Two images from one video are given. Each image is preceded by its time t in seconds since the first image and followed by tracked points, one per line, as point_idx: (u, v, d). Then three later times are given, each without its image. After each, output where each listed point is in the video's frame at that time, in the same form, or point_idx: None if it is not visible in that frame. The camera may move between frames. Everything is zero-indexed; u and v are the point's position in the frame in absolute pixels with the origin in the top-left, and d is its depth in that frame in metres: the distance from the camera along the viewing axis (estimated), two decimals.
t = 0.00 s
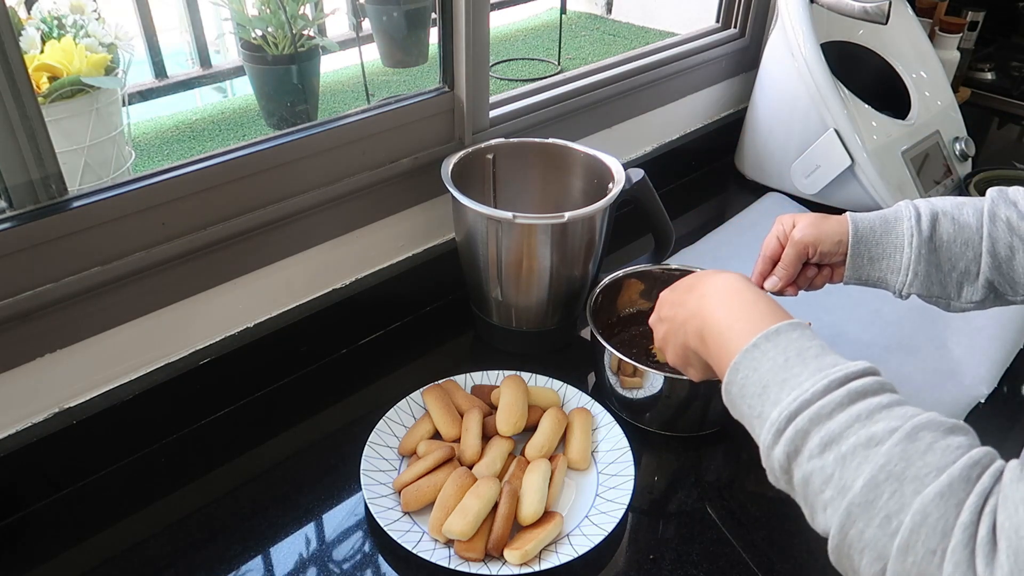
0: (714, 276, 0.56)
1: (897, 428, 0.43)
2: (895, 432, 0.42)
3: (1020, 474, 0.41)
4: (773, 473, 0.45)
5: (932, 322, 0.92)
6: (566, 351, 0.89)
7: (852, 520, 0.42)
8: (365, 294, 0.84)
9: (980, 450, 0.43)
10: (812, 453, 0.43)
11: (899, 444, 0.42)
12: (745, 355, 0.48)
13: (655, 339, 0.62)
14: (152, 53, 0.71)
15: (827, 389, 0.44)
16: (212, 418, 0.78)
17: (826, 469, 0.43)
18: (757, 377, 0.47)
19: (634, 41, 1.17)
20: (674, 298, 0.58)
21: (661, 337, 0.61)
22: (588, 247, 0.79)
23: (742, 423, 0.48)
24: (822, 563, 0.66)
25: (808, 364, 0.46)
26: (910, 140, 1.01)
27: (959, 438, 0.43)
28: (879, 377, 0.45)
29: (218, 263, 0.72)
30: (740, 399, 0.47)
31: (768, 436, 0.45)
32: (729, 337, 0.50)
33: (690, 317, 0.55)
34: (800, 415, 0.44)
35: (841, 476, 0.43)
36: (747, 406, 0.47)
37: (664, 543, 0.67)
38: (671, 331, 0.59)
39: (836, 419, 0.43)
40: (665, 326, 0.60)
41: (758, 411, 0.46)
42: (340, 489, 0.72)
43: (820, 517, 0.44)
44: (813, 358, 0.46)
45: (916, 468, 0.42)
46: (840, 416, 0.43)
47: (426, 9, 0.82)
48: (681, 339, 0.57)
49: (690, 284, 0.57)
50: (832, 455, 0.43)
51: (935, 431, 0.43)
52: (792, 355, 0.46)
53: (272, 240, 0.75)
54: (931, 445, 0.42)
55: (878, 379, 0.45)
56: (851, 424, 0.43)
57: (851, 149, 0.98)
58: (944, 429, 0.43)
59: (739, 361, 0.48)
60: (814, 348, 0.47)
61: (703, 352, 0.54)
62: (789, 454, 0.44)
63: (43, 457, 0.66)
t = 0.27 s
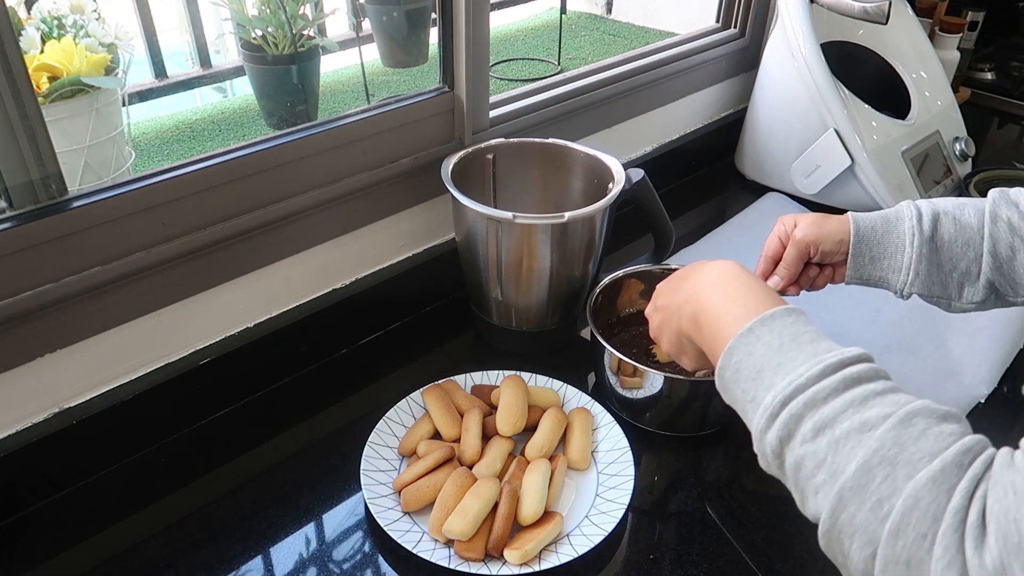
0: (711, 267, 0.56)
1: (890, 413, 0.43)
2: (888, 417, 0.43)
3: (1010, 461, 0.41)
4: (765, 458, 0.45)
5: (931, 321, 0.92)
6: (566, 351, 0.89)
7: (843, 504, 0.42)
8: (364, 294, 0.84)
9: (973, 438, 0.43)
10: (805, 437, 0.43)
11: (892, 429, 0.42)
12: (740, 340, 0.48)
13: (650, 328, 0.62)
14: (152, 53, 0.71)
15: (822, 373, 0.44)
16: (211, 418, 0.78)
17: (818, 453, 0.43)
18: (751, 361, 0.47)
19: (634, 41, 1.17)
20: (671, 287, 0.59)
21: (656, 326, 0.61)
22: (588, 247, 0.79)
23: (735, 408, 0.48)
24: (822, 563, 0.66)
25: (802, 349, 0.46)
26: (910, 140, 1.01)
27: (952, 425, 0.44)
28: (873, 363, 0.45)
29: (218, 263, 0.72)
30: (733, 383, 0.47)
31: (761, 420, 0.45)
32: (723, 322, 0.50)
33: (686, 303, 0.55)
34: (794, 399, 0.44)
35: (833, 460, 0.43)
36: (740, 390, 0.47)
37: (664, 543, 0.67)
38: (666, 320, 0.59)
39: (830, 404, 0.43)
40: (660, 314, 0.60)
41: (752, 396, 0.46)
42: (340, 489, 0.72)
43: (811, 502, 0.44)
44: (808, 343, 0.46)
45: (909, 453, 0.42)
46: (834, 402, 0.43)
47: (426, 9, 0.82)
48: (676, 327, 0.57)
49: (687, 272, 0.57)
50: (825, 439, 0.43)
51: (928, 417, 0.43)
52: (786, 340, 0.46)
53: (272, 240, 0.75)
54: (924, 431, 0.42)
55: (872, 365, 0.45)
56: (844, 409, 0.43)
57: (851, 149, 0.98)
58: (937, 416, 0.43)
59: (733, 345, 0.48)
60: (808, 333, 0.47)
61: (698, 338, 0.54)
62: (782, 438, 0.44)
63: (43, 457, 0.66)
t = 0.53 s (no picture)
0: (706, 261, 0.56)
1: (886, 405, 0.43)
2: (885, 409, 0.43)
3: (1004, 454, 0.41)
4: (761, 450, 0.45)
5: (931, 322, 0.92)
6: (565, 351, 0.89)
7: (838, 495, 0.42)
8: (364, 294, 0.84)
9: (969, 430, 0.43)
10: (801, 428, 0.43)
11: (888, 421, 0.42)
12: (738, 332, 0.48)
13: (647, 322, 0.62)
14: (152, 53, 0.71)
15: (818, 365, 0.44)
16: (211, 419, 0.78)
17: (814, 445, 0.43)
18: (748, 354, 0.47)
19: (634, 41, 1.17)
20: (668, 281, 0.59)
21: (652, 320, 0.61)
22: (588, 247, 0.79)
23: (731, 400, 0.48)
24: (822, 563, 0.66)
25: (799, 341, 0.46)
26: (910, 140, 1.01)
27: (948, 418, 0.44)
28: (869, 356, 0.45)
29: (218, 263, 0.72)
30: (730, 376, 0.47)
31: (758, 411, 0.44)
32: (720, 315, 0.50)
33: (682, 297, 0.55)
34: (790, 391, 0.44)
35: (829, 451, 0.42)
36: (737, 383, 0.47)
37: (664, 543, 0.67)
38: (662, 313, 0.59)
39: (826, 396, 0.43)
40: (657, 308, 0.60)
41: (748, 387, 0.46)
42: (340, 489, 0.72)
43: (806, 494, 0.44)
44: (804, 336, 0.46)
45: (905, 445, 0.42)
46: (830, 394, 0.43)
47: (426, 9, 0.82)
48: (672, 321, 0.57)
49: (683, 266, 0.57)
50: (821, 431, 0.43)
51: (924, 410, 0.43)
52: (783, 333, 0.47)
53: (272, 240, 0.75)
54: (920, 424, 0.42)
55: (868, 358, 0.45)
56: (841, 401, 0.43)
57: (851, 149, 0.98)
58: (934, 409, 0.43)
59: (731, 338, 0.48)
60: (804, 326, 0.47)
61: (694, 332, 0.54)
62: (778, 429, 0.44)
63: (43, 457, 0.66)
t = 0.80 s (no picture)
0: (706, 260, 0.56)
1: (890, 409, 0.43)
2: (889, 413, 0.42)
3: (1009, 457, 0.42)
4: (764, 452, 0.45)
5: (931, 321, 0.92)
6: (565, 351, 0.89)
7: (843, 499, 0.42)
8: (364, 295, 0.84)
9: (973, 434, 0.43)
10: (805, 432, 0.43)
11: (893, 425, 0.42)
12: (739, 333, 0.47)
13: (644, 321, 0.62)
14: (152, 53, 0.71)
15: (822, 368, 0.44)
16: (211, 419, 0.78)
17: (818, 448, 0.43)
18: (750, 355, 0.46)
19: (634, 41, 1.17)
20: (665, 280, 0.59)
21: (649, 320, 0.61)
22: (588, 247, 0.79)
23: (732, 401, 0.48)
24: (822, 563, 0.66)
25: (802, 342, 0.46)
26: (910, 140, 1.01)
27: (953, 421, 0.44)
28: (873, 358, 0.45)
29: (218, 263, 0.72)
30: (732, 377, 0.47)
31: (761, 414, 0.44)
32: (721, 315, 0.50)
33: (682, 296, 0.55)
34: (794, 394, 0.44)
35: (834, 455, 0.42)
36: (739, 384, 0.47)
37: (664, 543, 0.67)
38: (660, 312, 0.59)
39: (831, 399, 0.43)
40: (654, 307, 0.60)
41: (751, 389, 0.46)
42: (340, 489, 0.72)
43: (810, 497, 0.44)
44: (807, 337, 0.46)
45: (910, 449, 0.42)
46: (834, 397, 0.43)
47: (426, 9, 0.82)
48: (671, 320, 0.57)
49: (681, 265, 0.57)
50: (825, 434, 0.43)
51: (929, 413, 0.43)
52: (785, 334, 0.46)
53: (272, 240, 0.75)
54: (925, 428, 0.42)
55: (872, 360, 0.44)
56: (845, 404, 0.43)
57: (851, 149, 0.98)
58: (937, 412, 0.43)
59: (732, 338, 0.47)
60: (807, 327, 0.47)
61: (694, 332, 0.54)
62: (781, 432, 0.44)
63: (43, 457, 0.66)
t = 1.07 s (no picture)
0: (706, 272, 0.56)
1: (895, 422, 0.42)
2: (893, 427, 0.42)
3: (1015, 469, 0.41)
4: (770, 465, 0.45)
5: (931, 322, 0.92)
6: (565, 351, 0.89)
7: (850, 515, 0.42)
8: (364, 294, 0.84)
9: (979, 446, 0.43)
10: (810, 446, 0.43)
11: (898, 439, 0.42)
12: (741, 346, 0.47)
13: (643, 330, 0.62)
14: (152, 53, 0.71)
15: (825, 382, 0.44)
16: (211, 419, 0.78)
17: (824, 463, 0.43)
18: (752, 369, 0.46)
19: (634, 41, 1.17)
20: (663, 291, 0.58)
21: (649, 330, 0.61)
22: (588, 247, 0.79)
23: (736, 413, 0.48)
24: (822, 563, 0.66)
25: (805, 355, 0.45)
26: (910, 140, 1.01)
27: (958, 433, 0.43)
28: (877, 370, 0.44)
29: (218, 263, 0.72)
30: (735, 391, 0.47)
31: (765, 428, 0.44)
32: (723, 328, 0.50)
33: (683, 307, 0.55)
34: (798, 409, 0.44)
35: (840, 471, 0.42)
36: (742, 398, 0.47)
37: (664, 543, 0.67)
38: (660, 323, 0.59)
39: (835, 414, 0.43)
40: (653, 318, 0.60)
41: (754, 403, 0.46)
42: (340, 489, 0.72)
43: (816, 511, 0.44)
44: (810, 349, 0.46)
45: (916, 463, 0.42)
46: (838, 411, 0.43)
47: (426, 9, 0.82)
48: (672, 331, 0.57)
49: (681, 275, 0.57)
50: (831, 449, 0.43)
51: (934, 426, 0.43)
52: (788, 348, 0.46)
53: (272, 240, 0.75)
54: (930, 441, 0.42)
55: (876, 372, 0.44)
56: (849, 419, 0.43)
57: (851, 149, 0.98)
58: (943, 424, 0.43)
59: (733, 351, 0.47)
60: (810, 339, 0.46)
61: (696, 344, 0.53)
62: (786, 447, 0.44)
63: (44, 457, 0.66)
